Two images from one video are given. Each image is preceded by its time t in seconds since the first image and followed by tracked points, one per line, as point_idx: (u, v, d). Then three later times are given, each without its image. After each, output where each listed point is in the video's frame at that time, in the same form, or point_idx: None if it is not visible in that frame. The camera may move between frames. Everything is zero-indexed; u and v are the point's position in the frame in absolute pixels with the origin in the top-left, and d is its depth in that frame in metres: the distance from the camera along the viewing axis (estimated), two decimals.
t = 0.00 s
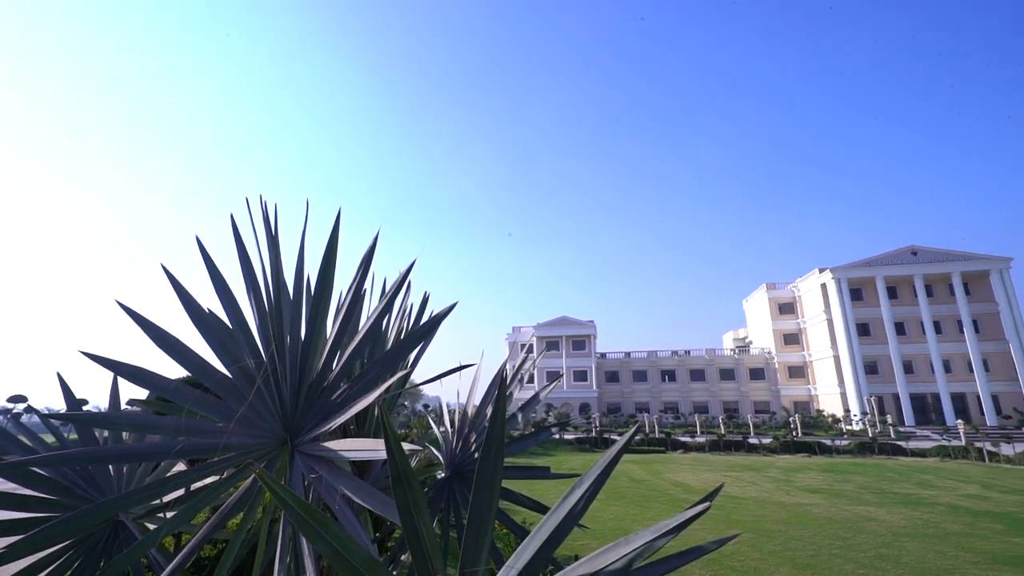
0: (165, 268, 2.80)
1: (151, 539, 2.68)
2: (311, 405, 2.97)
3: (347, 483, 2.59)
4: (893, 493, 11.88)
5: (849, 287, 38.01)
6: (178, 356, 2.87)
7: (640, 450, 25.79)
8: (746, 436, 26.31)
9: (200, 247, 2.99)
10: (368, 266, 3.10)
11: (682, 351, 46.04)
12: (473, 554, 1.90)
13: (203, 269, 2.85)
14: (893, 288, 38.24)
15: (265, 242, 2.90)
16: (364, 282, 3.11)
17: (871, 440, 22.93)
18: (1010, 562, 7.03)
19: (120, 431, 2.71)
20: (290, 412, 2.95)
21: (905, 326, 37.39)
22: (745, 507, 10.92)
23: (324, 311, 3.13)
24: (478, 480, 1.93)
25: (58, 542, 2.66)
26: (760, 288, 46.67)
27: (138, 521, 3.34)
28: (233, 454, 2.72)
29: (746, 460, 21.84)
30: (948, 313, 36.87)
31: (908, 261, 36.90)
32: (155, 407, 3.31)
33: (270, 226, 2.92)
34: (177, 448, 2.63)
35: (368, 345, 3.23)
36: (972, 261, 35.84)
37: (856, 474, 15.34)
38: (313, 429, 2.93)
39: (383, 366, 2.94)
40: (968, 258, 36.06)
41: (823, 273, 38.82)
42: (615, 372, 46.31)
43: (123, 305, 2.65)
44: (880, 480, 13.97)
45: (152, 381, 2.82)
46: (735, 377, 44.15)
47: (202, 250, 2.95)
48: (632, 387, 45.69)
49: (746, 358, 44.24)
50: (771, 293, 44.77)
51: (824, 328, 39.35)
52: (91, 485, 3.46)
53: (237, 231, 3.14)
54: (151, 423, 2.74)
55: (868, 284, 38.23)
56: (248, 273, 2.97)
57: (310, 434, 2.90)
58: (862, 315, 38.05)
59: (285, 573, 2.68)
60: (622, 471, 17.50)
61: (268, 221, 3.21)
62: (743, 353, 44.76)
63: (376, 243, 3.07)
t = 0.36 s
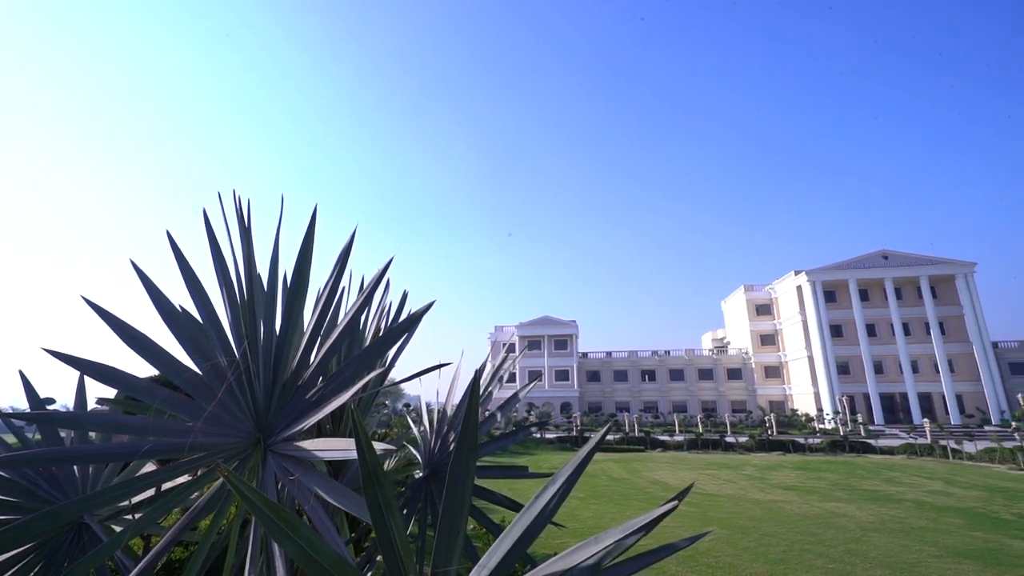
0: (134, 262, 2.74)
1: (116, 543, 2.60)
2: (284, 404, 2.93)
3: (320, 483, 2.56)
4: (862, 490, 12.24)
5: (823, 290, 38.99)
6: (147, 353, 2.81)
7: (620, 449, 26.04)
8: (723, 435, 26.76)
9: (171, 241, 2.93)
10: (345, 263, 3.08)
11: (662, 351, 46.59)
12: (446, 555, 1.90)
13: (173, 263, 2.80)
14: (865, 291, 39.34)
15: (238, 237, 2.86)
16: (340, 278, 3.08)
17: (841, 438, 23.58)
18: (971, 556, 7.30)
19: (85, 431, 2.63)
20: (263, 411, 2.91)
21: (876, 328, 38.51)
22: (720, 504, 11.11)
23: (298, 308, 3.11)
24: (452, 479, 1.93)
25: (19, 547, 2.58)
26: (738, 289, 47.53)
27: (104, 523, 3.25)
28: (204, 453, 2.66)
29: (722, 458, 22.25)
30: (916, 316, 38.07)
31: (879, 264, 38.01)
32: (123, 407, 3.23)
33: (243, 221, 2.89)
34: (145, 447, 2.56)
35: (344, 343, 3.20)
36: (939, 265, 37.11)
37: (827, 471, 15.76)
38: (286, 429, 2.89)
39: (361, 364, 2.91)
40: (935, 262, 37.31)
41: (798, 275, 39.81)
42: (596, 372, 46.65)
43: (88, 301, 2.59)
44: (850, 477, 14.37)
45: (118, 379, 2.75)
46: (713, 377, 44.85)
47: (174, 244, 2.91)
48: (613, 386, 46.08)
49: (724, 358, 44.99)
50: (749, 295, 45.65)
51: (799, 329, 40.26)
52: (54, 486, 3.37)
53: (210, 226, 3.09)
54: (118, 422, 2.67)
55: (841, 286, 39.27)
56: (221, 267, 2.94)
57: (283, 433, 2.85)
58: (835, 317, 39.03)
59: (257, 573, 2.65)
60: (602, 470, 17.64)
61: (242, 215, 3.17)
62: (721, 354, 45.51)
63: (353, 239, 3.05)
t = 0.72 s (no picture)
0: (98, 257, 2.64)
1: (75, 548, 2.50)
2: (255, 405, 2.85)
3: (290, 485, 2.49)
4: (835, 490, 12.52)
5: (800, 294, 39.89)
6: (112, 351, 2.71)
7: (601, 450, 26.18)
8: (701, 436, 27.11)
9: (138, 235, 2.84)
10: (321, 260, 3.02)
11: (643, 352, 47.03)
12: (417, 558, 1.86)
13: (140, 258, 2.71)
14: (840, 295, 40.32)
15: (209, 233, 2.79)
16: (316, 276, 3.02)
17: (816, 439, 24.12)
18: (937, 553, 7.53)
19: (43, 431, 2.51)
20: (234, 412, 2.83)
21: (850, 331, 39.50)
22: (698, 505, 11.24)
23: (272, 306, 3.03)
24: (424, 480, 1.89)
25: None
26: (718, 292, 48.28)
27: (62, 528, 3.12)
28: (169, 455, 2.57)
29: (700, 459, 22.53)
30: (888, 320, 39.16)
31: (853, 269, 39.01)
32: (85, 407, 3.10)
33: (215, 217, 2.82)
34: (105, 449, 2.45)
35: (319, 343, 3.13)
36: (910, 271, 38.26)
37: (802, 471, 16.09)
38: (257, 430, 2.80)
39: (335, 364, 2.84)
40: (907, 268, 38.46)
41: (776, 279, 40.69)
42: (578, 373, 46.87)
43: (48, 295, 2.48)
44: (824, 478, 14.69)
45: (78, 378, 2.63)
46: (693, 379, 45.41)
47: (141, 239, 2.81)
48: (594, 387, 46.35)
49: (704, 360, 45.62)
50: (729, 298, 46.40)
51: (776, 333, 41.07)
52: (9, 489, 3.22)
53: (180, 221, 3.00)
54: (79, 423, 2.55)
55: (817, 291, 40.20)
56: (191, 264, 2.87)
57: (254, 434, 2.77)
58: (811, 321, 39.90)
59: None
60: (583, 471, 17.69)
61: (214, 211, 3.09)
62: (701, 356, 46.13)
63: (330, 237, 3.00)
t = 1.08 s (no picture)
0: (64, 252, 2.57)
1: (38, 552, 2.42)
2: (228, 405, 2.81)
3: (262, 487, 2.46)
4: (807, 489, 12.85)
5: (776, 297, 40.82)
6: (79, 351, 2.64)
7: (580, 451, 26.35)
8: (679, 437, 27.50)
9: (108, 231, 2.77)
10: (297, 259, 2.99)
11: (624, 354, 47.48)
12: (390, 559, 1.87)
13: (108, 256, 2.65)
14: (814, 299, 41.37)
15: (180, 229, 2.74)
16: (293, 275, 2.99)
17: (790, 440, 24.72)
18: (901, 550, 7.80)
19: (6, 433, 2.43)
20: (205, 414, 2.77)
21: (823, 334, 40.53)
22: (675, 504, 11.42)
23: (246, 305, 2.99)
24: (398, 481, 1.90)
25: None
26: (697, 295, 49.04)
27: (26, 532, 3.02)
28: (137, 457, 2.52)
29: (678, 459, 22.84)
30: (859, 324, 40.31)
31: (826, 274, 40.12)
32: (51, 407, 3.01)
33: (188, 213, 2.77)
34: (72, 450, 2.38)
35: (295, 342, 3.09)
36: (881, 276, 39.48)
37: (776, 471, 16.47)
38: (230, 430, 2.76)
39: (311, 365, 2.81)
40: (877, 273, 39.74)
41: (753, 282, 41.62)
42: (559, 373, 47.10)
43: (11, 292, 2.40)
44: (796, 477, 15.06)
45: (43, 378, 2.55)
46: (672, 380, 46.01)
47: (111, 235, 2.75)
48: (575, 388, 46.61)
49: (683, 362, 46.28)
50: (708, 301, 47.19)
51: (753, 335, 41.91)
52: None
53: (152, 218, 2.94)
54: (43, 424, 2.46)
55: (792, 294, 41.17)
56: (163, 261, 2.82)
57: (227, 435, 2.73)
58: (786, 324, 40.84)
59: None
60: (562, 471, 17.78)
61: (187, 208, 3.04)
62: (679, 357, 46.78)
63: (307, 235, 2.97)
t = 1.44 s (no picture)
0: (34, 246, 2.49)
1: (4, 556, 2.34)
2: (206, 406, 2.76)
3: (238, 487, 2.42)
4: (785, 488, 13.11)
5: (757, 299, 41.54)
6: (50, 348, 2.56)
7: (564, 451, 26.46)
8: (662, 437, 27.75)
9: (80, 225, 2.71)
10: (279, 257, 2.96)
11: (608, 354, 47.77)
12: (369, 559, 1.86)
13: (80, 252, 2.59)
14: (794, 301, 42.18)
15: (157, 225, 2.70)
16: (273, 272, 2.95)
17: (769, 439, 25.14)
18: (875, 547, 7.99)
19: None
20: (182, 414, 2.73)
21: (802, 336, 41.33)
22: (657, 504, 11.50)
23: (223, 303, 2.96)
24: (376, 481, 1.89)
25: None
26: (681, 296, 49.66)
27: None
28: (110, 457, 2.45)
29: (661, 458, 23.06)
30: (837, 326, 41.20)
31: (806, 277, 40.94)
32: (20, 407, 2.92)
33: (165, 208, 2.73)
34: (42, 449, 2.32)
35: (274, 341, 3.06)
36: (858, 279, 40.45)
37: (755, 470, 16.74)
38: (207, 431, 2.71)
39: (290, 365, 2.77)
40: (854, 276, 40.68)
41: (735, 284, 42.30)
42: (544, 374, 47.24)
43: None
44: (776, 476, 15.33)
45: (11, 377, 2.47)
46: (655, 381, 46.43)
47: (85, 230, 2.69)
48: (559, 389, 46.77)
49: (666, 362, 46.75)
50: (691, 303, 47.77)
51: (734, 337, 42.55)
52: None
53: (128, 213, 2.88)
54: (11, 425, 2.39)
55: (773, 297, 41.90)
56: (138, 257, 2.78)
57: (205, 436, 2.68)
58: (766, 326, 41.56)
59: None
60: (546, 472, 17.79)
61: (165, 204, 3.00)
62: (663, 358, 47.25)
63: (288, 233, 2.94)
